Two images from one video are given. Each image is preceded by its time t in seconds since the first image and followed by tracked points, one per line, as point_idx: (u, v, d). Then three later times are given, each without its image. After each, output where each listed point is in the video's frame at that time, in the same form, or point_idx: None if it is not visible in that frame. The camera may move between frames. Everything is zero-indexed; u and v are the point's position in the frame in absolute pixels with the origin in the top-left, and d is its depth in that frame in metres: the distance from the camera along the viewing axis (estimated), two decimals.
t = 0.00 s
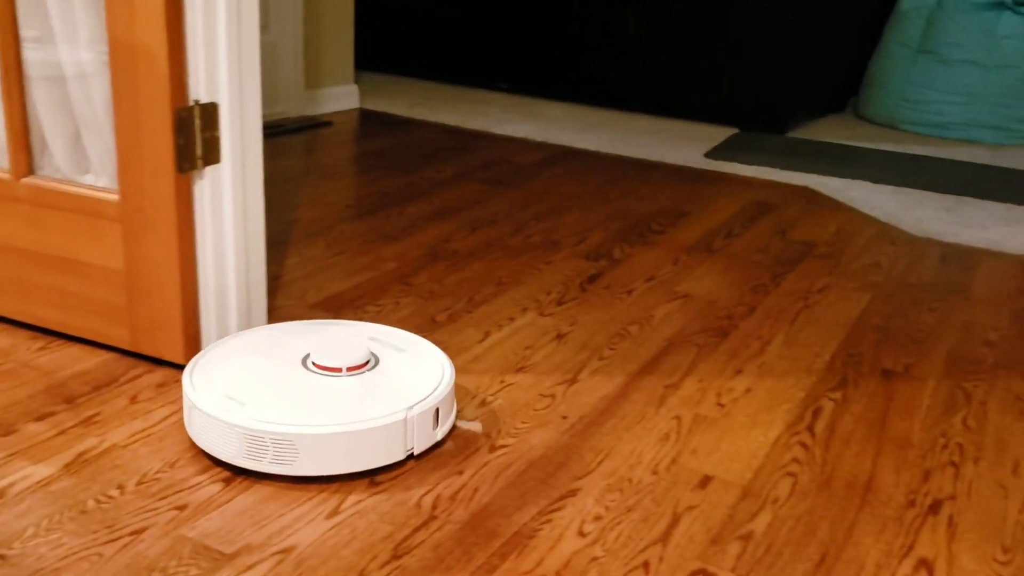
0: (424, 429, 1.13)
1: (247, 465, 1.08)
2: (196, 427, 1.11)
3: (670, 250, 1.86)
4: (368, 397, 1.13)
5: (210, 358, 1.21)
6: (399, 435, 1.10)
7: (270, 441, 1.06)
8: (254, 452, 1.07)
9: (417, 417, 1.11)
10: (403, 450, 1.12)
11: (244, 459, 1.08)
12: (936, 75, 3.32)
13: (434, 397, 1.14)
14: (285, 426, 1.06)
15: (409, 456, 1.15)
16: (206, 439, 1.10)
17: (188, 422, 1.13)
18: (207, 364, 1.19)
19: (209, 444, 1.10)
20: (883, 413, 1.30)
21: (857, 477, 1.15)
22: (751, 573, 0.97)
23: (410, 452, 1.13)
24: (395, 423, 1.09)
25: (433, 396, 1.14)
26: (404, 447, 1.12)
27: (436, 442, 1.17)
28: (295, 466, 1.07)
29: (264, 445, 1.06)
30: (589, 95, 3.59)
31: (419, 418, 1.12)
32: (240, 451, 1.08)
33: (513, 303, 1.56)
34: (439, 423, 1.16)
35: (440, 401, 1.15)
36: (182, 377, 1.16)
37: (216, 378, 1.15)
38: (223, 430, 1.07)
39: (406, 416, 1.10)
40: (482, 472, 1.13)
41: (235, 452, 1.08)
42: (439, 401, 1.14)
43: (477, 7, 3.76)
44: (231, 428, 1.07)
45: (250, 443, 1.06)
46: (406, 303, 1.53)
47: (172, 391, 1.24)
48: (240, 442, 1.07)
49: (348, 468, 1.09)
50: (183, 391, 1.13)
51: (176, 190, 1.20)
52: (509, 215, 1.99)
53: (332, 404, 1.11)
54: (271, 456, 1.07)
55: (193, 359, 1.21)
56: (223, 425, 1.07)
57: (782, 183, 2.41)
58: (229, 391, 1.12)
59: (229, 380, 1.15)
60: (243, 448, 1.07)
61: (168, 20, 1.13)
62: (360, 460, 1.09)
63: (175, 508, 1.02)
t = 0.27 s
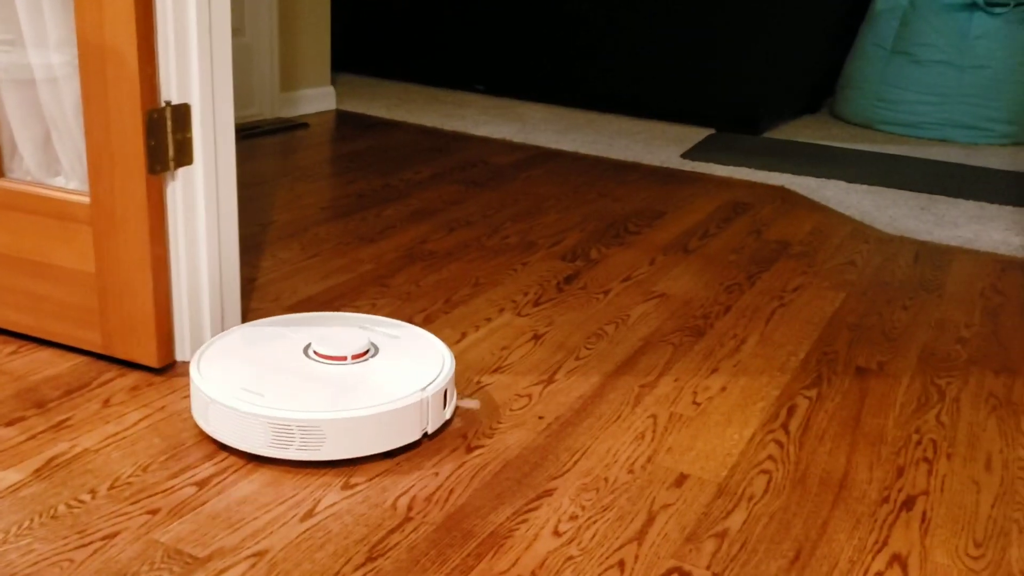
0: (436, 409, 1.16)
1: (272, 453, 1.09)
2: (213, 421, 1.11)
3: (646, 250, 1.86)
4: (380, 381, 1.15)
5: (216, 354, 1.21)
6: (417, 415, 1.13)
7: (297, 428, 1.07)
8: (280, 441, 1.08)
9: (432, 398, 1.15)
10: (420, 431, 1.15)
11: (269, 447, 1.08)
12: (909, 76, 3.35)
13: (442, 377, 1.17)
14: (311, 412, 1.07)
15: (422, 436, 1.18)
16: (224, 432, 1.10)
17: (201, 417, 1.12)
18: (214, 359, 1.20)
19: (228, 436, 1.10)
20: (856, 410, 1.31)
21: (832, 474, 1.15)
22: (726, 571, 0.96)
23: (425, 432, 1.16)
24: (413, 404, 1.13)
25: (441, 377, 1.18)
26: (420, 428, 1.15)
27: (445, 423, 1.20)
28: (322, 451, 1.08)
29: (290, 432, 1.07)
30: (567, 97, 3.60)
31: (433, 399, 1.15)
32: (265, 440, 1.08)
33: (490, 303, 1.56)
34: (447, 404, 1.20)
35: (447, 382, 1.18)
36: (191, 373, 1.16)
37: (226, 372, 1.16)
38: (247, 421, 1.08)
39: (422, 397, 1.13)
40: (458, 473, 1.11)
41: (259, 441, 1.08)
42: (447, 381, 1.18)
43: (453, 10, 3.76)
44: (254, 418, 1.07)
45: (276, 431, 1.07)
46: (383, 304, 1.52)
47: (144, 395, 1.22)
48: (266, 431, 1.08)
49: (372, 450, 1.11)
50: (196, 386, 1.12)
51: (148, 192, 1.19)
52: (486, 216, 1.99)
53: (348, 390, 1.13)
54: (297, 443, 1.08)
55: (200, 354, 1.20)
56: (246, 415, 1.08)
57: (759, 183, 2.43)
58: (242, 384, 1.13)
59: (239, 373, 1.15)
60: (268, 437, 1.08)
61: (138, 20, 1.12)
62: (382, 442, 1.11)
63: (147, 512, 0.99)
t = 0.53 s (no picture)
0: (458, 388, 1.22)
1: (312, 440, 1.12)
2: (249, 413, 1.13)
3: (642, 249, 1.86)
4: (403, 364, 1.20)
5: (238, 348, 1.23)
6: (444, 394, 1.19)
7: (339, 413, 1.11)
8: (320, 427, 1.11)
9: (456, 377, 1.20)
10: (446, 409, 1.20)
11: (310, 434, 1.12)
12: (904, 73, 3.35)
13: (461, 358, 1.23)
14: (350, 397, 1.11)
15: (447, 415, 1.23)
16: (262, 423, 1.13)
17: (234, 410, 1.15)
18: (238, 352, 1.22)
19: (265, 427, 1.13)
20: (852, 407, 1.31)
21: (828, 470, 1.15)
22: (723, 568, 0.97)
23: (450, 411, 1.21)
24: (441, 384, 1.18)
25: (460, 357, 1.23)
26: (446, 407, 1.20)
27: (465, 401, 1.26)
28: (361, 434, 1.13)
29: (331, 417, 1.11)
30: (561, 97, 3.60)
31: (456, 378, 1.20)
32: (306, 428, 1.12)
33: (486, 304, 1.56)
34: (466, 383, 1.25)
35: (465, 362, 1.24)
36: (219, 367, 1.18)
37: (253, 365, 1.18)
38: (287, 410, 1.11)
39: (448, 377, 1.19)
40: (454, 473, 1.11)
41: (299, 429, 1.12)
42: (465, 361, 1.23)
43: (447, 11, 3.76)
44: (294, 406, 1.11)
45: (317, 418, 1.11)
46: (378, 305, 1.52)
47: (140, 399, 1.22)
48: (306, 418, 1.11)
49: (405, 430, 1.16)
50: (229, 380, 1.15)
51: (141, 195, 1.19)
52: (481, 217, 1.99)
53: (376, 374, 1.17)
54: (337, 428, 1.12)
55: (224, 348, 1.23)
56: (287, 405, 1.11)
57: (754, 181, 2.43)
58: (272, 375, 1.16)
59: (266, 365, 1.18)
60: (308, 425, 1.12)
61: (129, 25, 1.12)
62: (415, 422, 1.16)
63: (143, 516, 0.99)
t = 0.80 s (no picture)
0: (470, 369, 1.28)
1: (343, 424, 1.17)
2: (278, 403, 1.17)
3: (634, 248, 1.87)
4: (417, 348, 1.26)
5: (256, 342, 1.27)
6: (460, 374, 1.25)
7: (368, 396, 1.16)
8: (351, 411, 1.16)
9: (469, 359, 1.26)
10: (461, 390, 1.26)
11: (341, 419, 1.16)
12: (894, 69, 3.37)
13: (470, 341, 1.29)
14: (377, 380, 1.17)
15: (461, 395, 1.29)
16: (292, 412, 1.17)
17: (262, 401, 1.19)
18: (257, 345, 1.26)
19: (295, 415, 1.17)
20: (845, 402, 1.31)
21: (822, 466, 1.16)
22: (718, 564, 0.97)
23: (464, 391, 1.27)
24: (457, 365, 1.24)
25: (469, 341, 1.30)
26: (461, 388, 1.26)
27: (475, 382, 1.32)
28: (389, 416, 1.18)
29: (361, 401, 1.16)
30: (553, 97, 3.60)
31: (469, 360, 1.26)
32: (337, 413, 1.16)
33: (480, 304, 1.57)
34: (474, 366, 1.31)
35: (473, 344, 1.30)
36: (242, 360, 1.22)
37: (275, 357, 1.22)
38: (318, 397, 1.15)
39: (463, 357, 1.25)
40: (449, 473, 1.11)
41: (331, 414, 1.16)
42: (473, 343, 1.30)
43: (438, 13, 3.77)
44: (325, 392, 1.15)
45: (348, 402, 1.16)
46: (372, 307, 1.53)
47: (134, 403, 1.22)
48: (337, 404, 1.16)
49: (427, 410, 1.21)
50: (256, 372, 1.18)
51: (132, 200, 1.19)
52: (474, 218, 2.00)
53: (394, 359, 1.23)
54: (367, 411, 1.17)
55: (245, 342, 1.26)
56: (318, 391, 1.15)
57: (746, 179, 2.44)
58: (296, 365, 1.20)
59: (288, 356, 1.22)
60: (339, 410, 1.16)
61: (119, 30, 1.12)
62: (436, 402, 1.22)
63: (138, 520, 0.99)
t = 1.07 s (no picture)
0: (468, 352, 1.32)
1: (353, 407, 1.21)
2: (287, 390, 1.21)
3: (618, 245, 1.87)
4: (417, 333, 1.30)
5: (259, 332, 1.30)
6: (460, 356, 1.29)
7: (377, 379, 1.20)
8: (360, 394, 1.20)
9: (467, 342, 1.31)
10: (461, 372, 1.31)
11: (351, 402, 1.20)
12: (873, 63, 3.40)
13: (466, 325, 1.34)
14: (384, 364, 1.21)
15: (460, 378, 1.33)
16: (302, 398, 1.20)
17: (270, 389, 1.22)
18: (261, 336, 1.29)
19: (305, 401, 1.20)
20: (830, 396, 1.32)
21: (808, 459, 1.16)
22: (705, 560, 0.97)
23: (463, 373, 1.32)
24: (456, 348, 1.28)
25: (465, 324, 1.34)
26: (460, 370, 1.31)
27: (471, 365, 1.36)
28: (396, 397, 1.22)
29: (369, 385, 1.20)
30: (535, 96, 3.60)
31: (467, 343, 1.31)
32: (346, 396, 1.20)
33: (465, 303, 1.56)
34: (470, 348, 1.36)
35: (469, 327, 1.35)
36: (249, 350, 1.25)
37: (280, 345, 1.26)
38: (327, 382, 1.19)
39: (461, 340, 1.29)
40: (436, 473, 1.11)
41: (341, 398, 1.20)
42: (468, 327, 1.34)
43: (419, 12, 3.76)
44: (336, 377, 1.19)
45: (357, 386, 1.20)
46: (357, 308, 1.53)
47: (117, 408, 1.21)
48: (347, 387, 1.19)
49: (431, 391, 1.26)
50: (264, 361, 1.22)
51: (113, 203, 1.18)
52: (458, 217, 2.00)
53: (396, 343, 1.27)
54: (375, 394, 1.21)
55: (248, 333, 1.29)
56: (329, 376, 1.19)
57: (728, 175, 2.44)
58: (302, 354, 1.23)
59: (293, 345, 1.26)
60: (348, 394, 1.20)
61: (96, 32, 1.11)
62: (439, 383, 1.26)
63: (123, 525, 0.98)
